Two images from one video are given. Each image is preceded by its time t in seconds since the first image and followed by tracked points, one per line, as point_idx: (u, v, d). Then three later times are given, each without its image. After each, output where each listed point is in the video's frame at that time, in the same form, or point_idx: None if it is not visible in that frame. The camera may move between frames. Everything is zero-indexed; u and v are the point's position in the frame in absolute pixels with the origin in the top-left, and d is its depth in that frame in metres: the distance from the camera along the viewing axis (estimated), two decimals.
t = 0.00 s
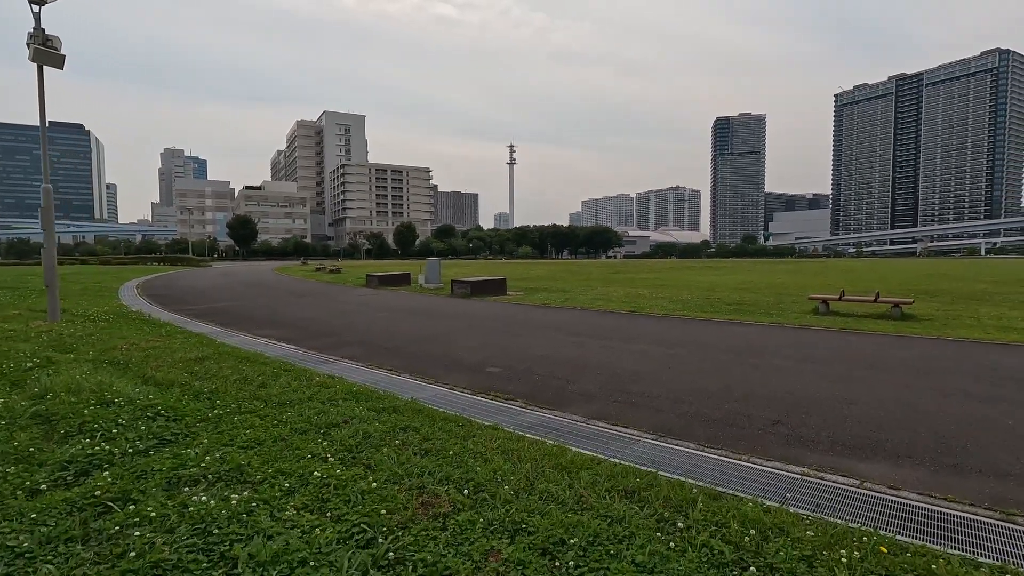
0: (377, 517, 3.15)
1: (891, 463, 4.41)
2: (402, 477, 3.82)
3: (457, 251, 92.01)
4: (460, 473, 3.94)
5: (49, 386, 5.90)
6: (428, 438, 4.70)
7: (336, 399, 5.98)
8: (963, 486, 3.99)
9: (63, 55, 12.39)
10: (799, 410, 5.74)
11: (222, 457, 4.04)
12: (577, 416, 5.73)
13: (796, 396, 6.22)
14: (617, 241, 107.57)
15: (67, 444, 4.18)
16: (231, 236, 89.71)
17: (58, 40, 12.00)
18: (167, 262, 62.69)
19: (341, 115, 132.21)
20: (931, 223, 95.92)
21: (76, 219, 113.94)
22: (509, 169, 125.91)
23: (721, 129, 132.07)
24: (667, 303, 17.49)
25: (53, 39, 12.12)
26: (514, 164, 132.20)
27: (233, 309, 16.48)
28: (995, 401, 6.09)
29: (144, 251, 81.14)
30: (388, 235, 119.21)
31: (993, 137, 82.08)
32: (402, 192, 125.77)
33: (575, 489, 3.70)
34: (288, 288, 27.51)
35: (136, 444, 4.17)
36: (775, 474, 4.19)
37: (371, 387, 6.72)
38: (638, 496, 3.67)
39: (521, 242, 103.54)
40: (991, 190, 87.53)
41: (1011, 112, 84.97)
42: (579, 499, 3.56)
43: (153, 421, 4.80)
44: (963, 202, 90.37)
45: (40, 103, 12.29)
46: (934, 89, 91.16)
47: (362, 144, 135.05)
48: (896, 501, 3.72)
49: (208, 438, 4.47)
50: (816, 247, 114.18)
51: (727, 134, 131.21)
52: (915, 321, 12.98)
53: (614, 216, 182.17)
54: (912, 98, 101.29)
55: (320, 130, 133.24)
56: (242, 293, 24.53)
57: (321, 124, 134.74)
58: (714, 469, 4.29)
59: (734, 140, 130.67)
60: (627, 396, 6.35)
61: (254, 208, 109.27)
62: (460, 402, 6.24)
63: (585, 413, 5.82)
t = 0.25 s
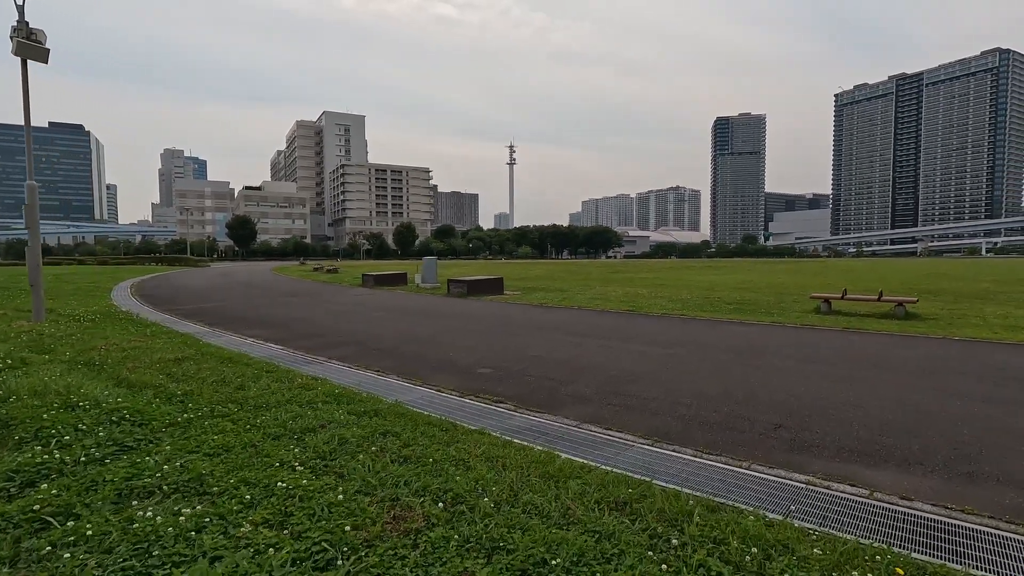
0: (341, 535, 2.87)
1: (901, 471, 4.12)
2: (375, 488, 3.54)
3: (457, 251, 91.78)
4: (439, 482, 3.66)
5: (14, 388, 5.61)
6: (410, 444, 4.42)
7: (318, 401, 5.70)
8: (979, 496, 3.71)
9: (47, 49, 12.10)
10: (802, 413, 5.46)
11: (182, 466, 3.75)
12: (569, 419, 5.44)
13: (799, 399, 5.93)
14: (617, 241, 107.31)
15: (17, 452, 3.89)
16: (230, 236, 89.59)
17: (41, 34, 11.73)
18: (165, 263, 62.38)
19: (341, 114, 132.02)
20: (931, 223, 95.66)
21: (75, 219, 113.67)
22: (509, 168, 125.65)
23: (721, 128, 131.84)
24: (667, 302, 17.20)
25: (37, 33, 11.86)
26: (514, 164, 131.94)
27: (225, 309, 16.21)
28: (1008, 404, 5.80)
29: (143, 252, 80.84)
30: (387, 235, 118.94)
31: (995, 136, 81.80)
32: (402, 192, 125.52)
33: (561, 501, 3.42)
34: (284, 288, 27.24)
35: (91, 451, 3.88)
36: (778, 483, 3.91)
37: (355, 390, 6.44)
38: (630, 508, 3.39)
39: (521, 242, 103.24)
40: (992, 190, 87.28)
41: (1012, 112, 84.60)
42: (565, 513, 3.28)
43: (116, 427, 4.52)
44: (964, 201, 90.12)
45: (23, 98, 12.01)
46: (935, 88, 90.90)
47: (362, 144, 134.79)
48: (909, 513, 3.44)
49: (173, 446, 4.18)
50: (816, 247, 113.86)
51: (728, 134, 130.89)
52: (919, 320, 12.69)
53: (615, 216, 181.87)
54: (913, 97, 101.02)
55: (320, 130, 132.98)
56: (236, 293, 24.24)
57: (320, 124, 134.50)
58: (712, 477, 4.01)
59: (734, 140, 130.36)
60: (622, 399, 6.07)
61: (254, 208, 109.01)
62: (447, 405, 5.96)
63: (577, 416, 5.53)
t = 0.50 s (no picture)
0: (292, 567, 2.61)
1: (904, 486, 3.87)
2: (338, 509, 3.27)
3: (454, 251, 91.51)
4: (407, 503, 3.39)
5: None
6: (383, 458, 4.15)
7: (291, 409, 5.43)
8: (988, 515, 3.45)
9: (25, 44, 11.78)
10: (799, 422, 5.20)
11: (131, 485, 3.47)
12: (554, 429, 5.17)
13: (795, 407, 5.68)
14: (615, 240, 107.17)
15: None
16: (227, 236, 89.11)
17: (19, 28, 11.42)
18: (159, 263, 61.94)
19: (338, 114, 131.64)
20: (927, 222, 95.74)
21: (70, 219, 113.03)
22: (507, 168, 125.42)
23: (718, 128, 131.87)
24: (662, 303, 16.96)
25: (16, 27, 11.55)
26: (511, 164, 131.68)
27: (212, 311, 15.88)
28: (1016, 411, 5.53)
29: (138, 251, 80.33)
30: (384, 235, 118.54)
31: (991, 136, 81.85)
32: (399, 192, 125.18)
33: (537, 525, 3.16)
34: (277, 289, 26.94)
35: (35, 469, 3.60)
36: (773, 501, 3.65)
37: (333, 397, 6.16)
38: (613, 532, 3.12)
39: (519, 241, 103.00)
40: (988, 189, 87.34)
41: (1008, 111, 84.67)
42: (541, 539, 3.02)
43: (70, 439, 4.24)
44: (960, 201, 90.17)
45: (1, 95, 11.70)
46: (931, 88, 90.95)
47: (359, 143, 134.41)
48: (913, 535, 3.18)
49: (125, 460, 3.90)
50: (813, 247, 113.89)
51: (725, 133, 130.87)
52: (918, 321, 12.46)
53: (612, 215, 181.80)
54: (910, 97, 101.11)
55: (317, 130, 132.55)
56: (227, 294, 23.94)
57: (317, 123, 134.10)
58: (704, 494, 3.75)
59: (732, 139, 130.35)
60: (611, 406, 5.81)
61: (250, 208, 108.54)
62: (428, 413, 5.68)
63: (564, 425, 5.27)
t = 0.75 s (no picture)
0: None
1: (897, 499, 3.63)
2: (286, 532, 2.98)
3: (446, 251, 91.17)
4: (362, 524, 3.11)
5: None
6: (343, 472, 3.87)
7: (253, 418, 5.12)
8: (987, 532, 3.22)
9: None
10: (787, 429, 4.97)
11: (60, 507, 3.17)
12: (530, 438, 4.90)
13: (783, 413, 5.45)
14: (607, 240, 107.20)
15: None
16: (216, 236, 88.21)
17: None
18: (146, 263, 61.15)
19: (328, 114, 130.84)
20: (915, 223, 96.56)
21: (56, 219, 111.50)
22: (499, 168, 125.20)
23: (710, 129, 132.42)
24: (651, 303, 16.76)
25: None
26: (503, 164, 131.52)
27: (191, 313, 15.48)
28: (1011, 417, 5.32)
29: (126, 252, 79.30)
30: (376, 236, 117.93)
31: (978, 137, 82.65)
32: (391, 192, 124.57)
33: (501, 549, 2.89)
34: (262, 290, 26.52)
35: None
36: (758, 517, 3.40)
37: (301, 404, 5.86)
38: (584, 557, 2.85)
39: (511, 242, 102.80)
40: (975, 190, 88.20)
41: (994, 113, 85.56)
42: (505, 565, 2.75)
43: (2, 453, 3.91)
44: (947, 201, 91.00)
45: None
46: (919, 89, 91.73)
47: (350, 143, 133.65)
48: (909, 557, 2.94)
49: (59, 478, 3.58)
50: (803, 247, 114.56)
51: (716, 134, 131.40)
52: (908, 322, 12.32)
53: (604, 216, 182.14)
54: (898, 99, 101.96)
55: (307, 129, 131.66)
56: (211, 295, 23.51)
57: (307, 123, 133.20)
58: (684, 511, 3.49)
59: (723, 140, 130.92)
60: (591, 413, 5.54)
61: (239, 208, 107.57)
62: (400, 421, 5.39)
63: (541, 434, 5.00)
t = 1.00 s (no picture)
0: None
1: (881, 509, 3.42)
2: (217, 554, 2.71)
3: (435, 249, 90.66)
4: (303, 544, 2.84)
5: None
6: (292, 484, 3.59)
7: (208, 424, 4.83)
8: (975, 545, 3.01)
9: None
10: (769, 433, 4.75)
11: None
12: (500, 444, 4.64)
13: (765, 415, 5.24)
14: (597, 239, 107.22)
15: None
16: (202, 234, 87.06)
17: None
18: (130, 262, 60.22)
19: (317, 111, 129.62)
20: (900, 221, 97.52)
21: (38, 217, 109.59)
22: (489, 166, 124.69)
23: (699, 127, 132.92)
24: (638, 301, 16.55)
25: None
26: (493, 162, 131.12)
27: (167, 312, 15.06)
28: (999, 418, 5.13)
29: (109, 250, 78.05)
30: (365, 234, 117.13)
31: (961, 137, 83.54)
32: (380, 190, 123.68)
33: (451, 572, 2.64)
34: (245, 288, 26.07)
35: None
36: (734, 531, 3.17)
37: (262, 407, 5.56)
38: None
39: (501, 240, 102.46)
40: (959, 188, 89.16)
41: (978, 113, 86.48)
42: None
43: None
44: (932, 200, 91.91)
45: None
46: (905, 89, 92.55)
47: (338, 141, 132.54)
48: (894, 574, 2.72)
49: None
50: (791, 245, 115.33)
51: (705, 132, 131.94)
52: (895, 320, 12.19)
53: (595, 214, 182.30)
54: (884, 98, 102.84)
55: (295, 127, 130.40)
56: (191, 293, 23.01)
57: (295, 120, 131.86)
58: (657, 524, 3.25)
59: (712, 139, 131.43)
60: (567, 416, 5.30)
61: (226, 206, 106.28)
62: (365, 425, 5.11)
63: (512, 439, 4.75)
